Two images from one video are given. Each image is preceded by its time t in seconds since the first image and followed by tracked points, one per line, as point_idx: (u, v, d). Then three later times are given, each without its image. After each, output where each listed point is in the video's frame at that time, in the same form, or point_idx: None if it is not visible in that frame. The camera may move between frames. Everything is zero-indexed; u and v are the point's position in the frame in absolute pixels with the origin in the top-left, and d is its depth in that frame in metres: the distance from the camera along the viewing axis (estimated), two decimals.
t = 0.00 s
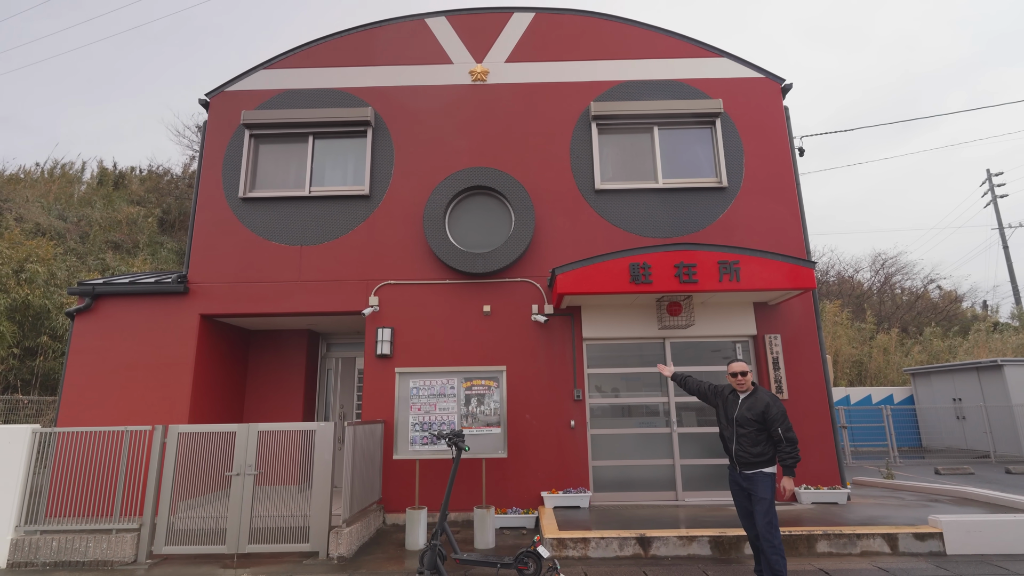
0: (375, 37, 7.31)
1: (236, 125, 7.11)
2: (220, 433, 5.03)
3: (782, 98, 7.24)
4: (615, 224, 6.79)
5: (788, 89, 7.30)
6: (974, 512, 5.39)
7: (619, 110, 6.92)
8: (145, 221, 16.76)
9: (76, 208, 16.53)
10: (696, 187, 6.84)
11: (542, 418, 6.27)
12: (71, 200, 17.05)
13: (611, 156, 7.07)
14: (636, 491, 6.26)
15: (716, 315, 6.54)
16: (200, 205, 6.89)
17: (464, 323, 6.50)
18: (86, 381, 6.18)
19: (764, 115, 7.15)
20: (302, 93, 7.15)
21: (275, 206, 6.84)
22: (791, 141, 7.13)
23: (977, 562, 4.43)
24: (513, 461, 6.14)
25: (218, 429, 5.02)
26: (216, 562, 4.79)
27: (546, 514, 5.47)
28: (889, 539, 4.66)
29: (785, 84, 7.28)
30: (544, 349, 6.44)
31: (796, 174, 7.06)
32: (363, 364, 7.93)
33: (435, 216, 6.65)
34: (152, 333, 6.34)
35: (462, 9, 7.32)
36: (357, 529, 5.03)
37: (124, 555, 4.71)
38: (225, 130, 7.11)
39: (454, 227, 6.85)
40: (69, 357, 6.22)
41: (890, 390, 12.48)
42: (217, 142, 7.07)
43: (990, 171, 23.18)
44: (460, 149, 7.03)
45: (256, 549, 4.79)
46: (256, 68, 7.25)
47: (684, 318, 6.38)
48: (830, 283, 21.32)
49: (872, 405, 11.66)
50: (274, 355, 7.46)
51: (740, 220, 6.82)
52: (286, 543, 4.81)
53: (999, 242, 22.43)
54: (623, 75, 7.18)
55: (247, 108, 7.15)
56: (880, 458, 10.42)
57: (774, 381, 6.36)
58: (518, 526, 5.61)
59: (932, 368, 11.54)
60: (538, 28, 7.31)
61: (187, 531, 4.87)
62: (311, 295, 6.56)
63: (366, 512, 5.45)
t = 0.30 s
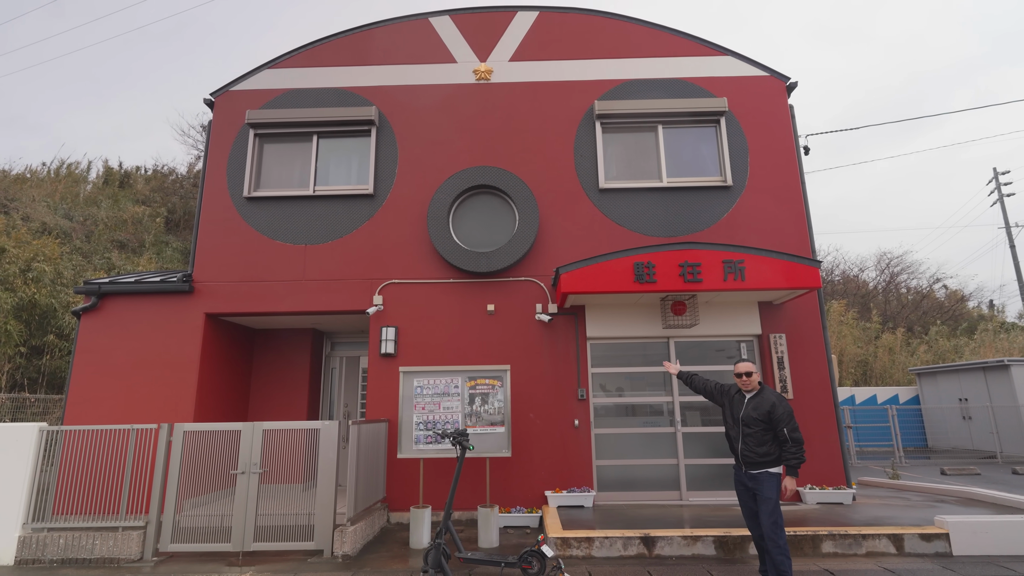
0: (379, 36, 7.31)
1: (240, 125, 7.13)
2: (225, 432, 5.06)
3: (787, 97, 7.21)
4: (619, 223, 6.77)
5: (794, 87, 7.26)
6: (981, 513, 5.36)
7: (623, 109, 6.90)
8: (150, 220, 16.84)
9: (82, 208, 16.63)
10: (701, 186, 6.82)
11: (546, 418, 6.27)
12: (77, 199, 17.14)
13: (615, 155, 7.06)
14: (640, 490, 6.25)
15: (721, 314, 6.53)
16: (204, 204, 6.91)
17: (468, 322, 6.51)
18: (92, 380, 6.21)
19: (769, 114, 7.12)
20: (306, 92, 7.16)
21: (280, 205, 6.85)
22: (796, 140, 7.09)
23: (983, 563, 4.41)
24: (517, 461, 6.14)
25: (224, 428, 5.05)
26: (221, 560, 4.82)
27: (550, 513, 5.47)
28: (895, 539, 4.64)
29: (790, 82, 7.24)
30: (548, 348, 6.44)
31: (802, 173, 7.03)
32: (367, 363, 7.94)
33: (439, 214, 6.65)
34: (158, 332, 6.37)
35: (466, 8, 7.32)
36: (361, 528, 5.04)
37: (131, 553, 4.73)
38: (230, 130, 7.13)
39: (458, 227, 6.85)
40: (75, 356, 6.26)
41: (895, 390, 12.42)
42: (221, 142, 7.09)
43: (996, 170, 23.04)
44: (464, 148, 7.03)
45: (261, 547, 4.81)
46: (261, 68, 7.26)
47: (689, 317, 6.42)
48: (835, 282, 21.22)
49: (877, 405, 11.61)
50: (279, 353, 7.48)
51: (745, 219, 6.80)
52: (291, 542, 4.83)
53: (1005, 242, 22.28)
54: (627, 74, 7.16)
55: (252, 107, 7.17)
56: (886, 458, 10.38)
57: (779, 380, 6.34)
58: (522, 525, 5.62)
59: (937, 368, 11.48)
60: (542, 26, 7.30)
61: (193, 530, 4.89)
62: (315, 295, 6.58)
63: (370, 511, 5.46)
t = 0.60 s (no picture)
0: (384, 36, 7.32)
1: (247, 124, 7.15)
2: (231, 430, 5.08)
3: (795, 96, 7.16)
4: (625, 223, 6.75)
5: (801, 86, 7.21)
6: (989, 515, 5.31)
7: (629, 107, 6.87)
8: (157, 219, 16.94)
9: (89, 207, 16.73)
10: (707, 186, 6.79)
11: (551, 418, 6.26)
12: (85, 198, 17.26)
13: (621, 154, 7.03)
14: (645, 491, 6.23)
15: (727, 314, 6.49)
16: (211, 203, 6.94)
17: (473, 322, 6.51)
18: (100, 378, 6.25)
19: (776, 113, 7.07)
20: (312, 92, 7.17)
21: (285, 204, 6.87)
22: (803, 139, 7.05)
23: (992, 566, 4.37)
24: (522, 460, 6.13)
25: (231, 427, 5.07)
26: (228, 558, 4.84)
27: (555, 513, 5.46)
28: (903, 542, 4.61)
29: (798, 81, 7.19)
30: (553, 348, 6.42)
31: (809, 172, 6.98)
32: (372, 362, 7.96)
33: (444, 213, 6.65)
34: (165, 330, 6.41)
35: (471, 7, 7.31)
36: (366, 527, 5.05)
37: (137, 550, 4.76)
38: (236, 129, 7.15)
39: (464, 226, 6.84)
40: (83, 354, 6.30)
41: (903, 391, 12.34)
42: (228, 141, 7.12)
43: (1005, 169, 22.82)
44: (469, 148, 7.02)
45: (267, 545, 4.83)
46: (267, 67, 7.28)
47: (695, 317, 6.35)
48: (842, 282, 21.10)
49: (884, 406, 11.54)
50: (284, 352, 7.51)
51: (751, 218, 6.76)
52: (296, 540, 4.85)
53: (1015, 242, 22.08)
54: (633, 73, 7.13)
55: (258, 107, 7.19)
56: (893, 459, 10.31)
57: (786, 381, 6.30)
58: (527, 525, 5.61)
59: (945, 368, 11.41)
60: (548, 25, 7.28)
61: (199, 527, 4.92)
62: (321, 294, 6.59)
63: (375, 510, 5.47)
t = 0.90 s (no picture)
0: (389, 37, 7.33)
1: (253, 125, 7.18)
2: (238, 431, 5.09)
3: (801, 96, 7.13)
4: (630, 223, 6.73)
5: (808, 86, 7.18)
6: (999, 518, 5.26)
7: (634, 108, 6.85)
8: (163, 220, 17.03)
9: (96, 208, 16.84)
10: (713, 186, 6.76)
11: (556, 419, 6.25)
12: (91, 199, 17.38)
13: (626, 155, 7.01)
14: (651, 492, 6.21)
15: (733, 315, 6.46)
16: (217, 204, 6.97)
17: (478, 322, 6.50)
18: (107, 378, 6.28)
19: (783, 113, 7.04)
20: (318, 93, 7.19)
21: (291, 205, 6.89)
22: (810, 139, 7.02)
23: (1002, 569, 4.32)
24: (528, 461, 6.13)
25: (237, 427, 5.09)
26: (234, 558, 4.85)
27: (560, 514, 5.45)
28: (911, 544, 4.56)
29: (804, 81, 7.16)
30: (559, 349, 6.41)
31: (816, 172, 6.94)
32: (378, 362, 7.97)
33: (449, 214, 6.66)
34: (171, 331, 6.43)
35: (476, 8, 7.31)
36: (372, 528, 5.06)
37: (144, 551, 4.76)
38: (242, 130, 7.18)
39: (469, 227, 6.84)
40: (90, 355, 6.33)
41: (910, 392, 12.27)
42: (234, 142, 7.14)
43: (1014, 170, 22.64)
44: (474, 148, 7.02)
45: (274, 545, 4.84)
46: (273, 69, 7.30)
47: (701, 318, 6.36)
48: (848, 283, 20.98)
49: (890, 407, 11.47)
50: (290, 353, 7.53)
51: (758, 219, 6.73)
52: (302, 541, 4.85)
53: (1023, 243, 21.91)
54: (639, 73, 7.12)
55: (264, 108, 7.21)
56: (900, 461, 10.24)
57: (792, 382, 6.27)
58: (533, 526, 5.59)
59: (953, 370, 11.35)
60: (553, 26, 7.27)
61: (205, 527, 4.93)
62: (326, 294, 6.61)
63: (381, 511, 5.47)
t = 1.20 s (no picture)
0: (392, 37, 7.32)
1: (256, 126, 7.18)
2: (243, 432, 5.09)
3: (806, 94, 7.09)
4: (634, 223, 6.71)
5: (813, 84, 7.14)
6: (1006, 518, 5.23)
7: (638, 106, 6.82)
8: (166, 220, 17.09)
9: (100, 209, 16.90)
10: (717, 185, 6.73)
11: (561, 419, 6.23)
12: (96, 200, 17.44)
13: (630, 154, 6.99)
14: (656, 492, 6.19)
15: (738, 314, 6.44)
16: (221, 205, 6.97)
17: (483, 322, 6.49)
18: (112, 379, 6.30)
19: (788, 111, 7.00)
20: (321, 93, 7.19)
21: (295, 205, 6.89)
22: (815, 137, 6.98)
23: (1010, 570, 4.29)
24: (532, 461, 6.11)
25: (242, 428, 5.08)
26: (239, 559, 4.86)
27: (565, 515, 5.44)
28: (919, 545, 4.53)
29: (809, 79, 7.12)
30: (563, 349, 6.39)
31: (821, 170, 6.90)
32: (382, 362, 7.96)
33: (453, 213, 6.65)
34: (176, 331, 6.44)
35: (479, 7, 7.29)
36: (377, 528, 5.05)
37: (150, 551, 4.78)
38: (246, 131, 7.18)
39: (473, 227, 6.83)
40: (96, 355, 6.35)
41: (915, 391, 12.21)
42: (238, 143, 7.15)
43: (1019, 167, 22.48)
44: (477, 148, 7.01)
45: (278, 546, 4.84)
46: (277, 69, 7.30)
47: (705, 318, 6.32)
48: (852, 281, 20.89)
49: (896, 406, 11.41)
50: (294, 353, 7.53)
51: (762, 218, 6.70)
52: (307, 541, 4.85)
53: None
54: (642, 72, 7.09)
55: (268, 109, 7.21)
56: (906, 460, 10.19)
57: (797, 382, 6.24)
58: (538, 527, 5.58)
59: (959, 368, 11.29)
60: (556, 25, 7.25)
61: (210, 528, 4.93)
62: (330, 295, 6.61)
63: (385, 511, 5.46)
